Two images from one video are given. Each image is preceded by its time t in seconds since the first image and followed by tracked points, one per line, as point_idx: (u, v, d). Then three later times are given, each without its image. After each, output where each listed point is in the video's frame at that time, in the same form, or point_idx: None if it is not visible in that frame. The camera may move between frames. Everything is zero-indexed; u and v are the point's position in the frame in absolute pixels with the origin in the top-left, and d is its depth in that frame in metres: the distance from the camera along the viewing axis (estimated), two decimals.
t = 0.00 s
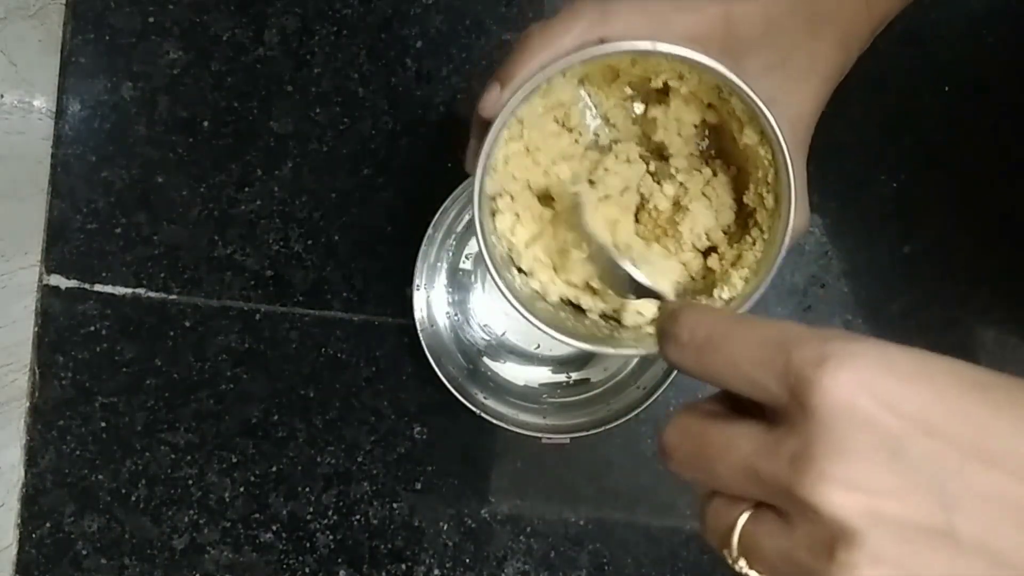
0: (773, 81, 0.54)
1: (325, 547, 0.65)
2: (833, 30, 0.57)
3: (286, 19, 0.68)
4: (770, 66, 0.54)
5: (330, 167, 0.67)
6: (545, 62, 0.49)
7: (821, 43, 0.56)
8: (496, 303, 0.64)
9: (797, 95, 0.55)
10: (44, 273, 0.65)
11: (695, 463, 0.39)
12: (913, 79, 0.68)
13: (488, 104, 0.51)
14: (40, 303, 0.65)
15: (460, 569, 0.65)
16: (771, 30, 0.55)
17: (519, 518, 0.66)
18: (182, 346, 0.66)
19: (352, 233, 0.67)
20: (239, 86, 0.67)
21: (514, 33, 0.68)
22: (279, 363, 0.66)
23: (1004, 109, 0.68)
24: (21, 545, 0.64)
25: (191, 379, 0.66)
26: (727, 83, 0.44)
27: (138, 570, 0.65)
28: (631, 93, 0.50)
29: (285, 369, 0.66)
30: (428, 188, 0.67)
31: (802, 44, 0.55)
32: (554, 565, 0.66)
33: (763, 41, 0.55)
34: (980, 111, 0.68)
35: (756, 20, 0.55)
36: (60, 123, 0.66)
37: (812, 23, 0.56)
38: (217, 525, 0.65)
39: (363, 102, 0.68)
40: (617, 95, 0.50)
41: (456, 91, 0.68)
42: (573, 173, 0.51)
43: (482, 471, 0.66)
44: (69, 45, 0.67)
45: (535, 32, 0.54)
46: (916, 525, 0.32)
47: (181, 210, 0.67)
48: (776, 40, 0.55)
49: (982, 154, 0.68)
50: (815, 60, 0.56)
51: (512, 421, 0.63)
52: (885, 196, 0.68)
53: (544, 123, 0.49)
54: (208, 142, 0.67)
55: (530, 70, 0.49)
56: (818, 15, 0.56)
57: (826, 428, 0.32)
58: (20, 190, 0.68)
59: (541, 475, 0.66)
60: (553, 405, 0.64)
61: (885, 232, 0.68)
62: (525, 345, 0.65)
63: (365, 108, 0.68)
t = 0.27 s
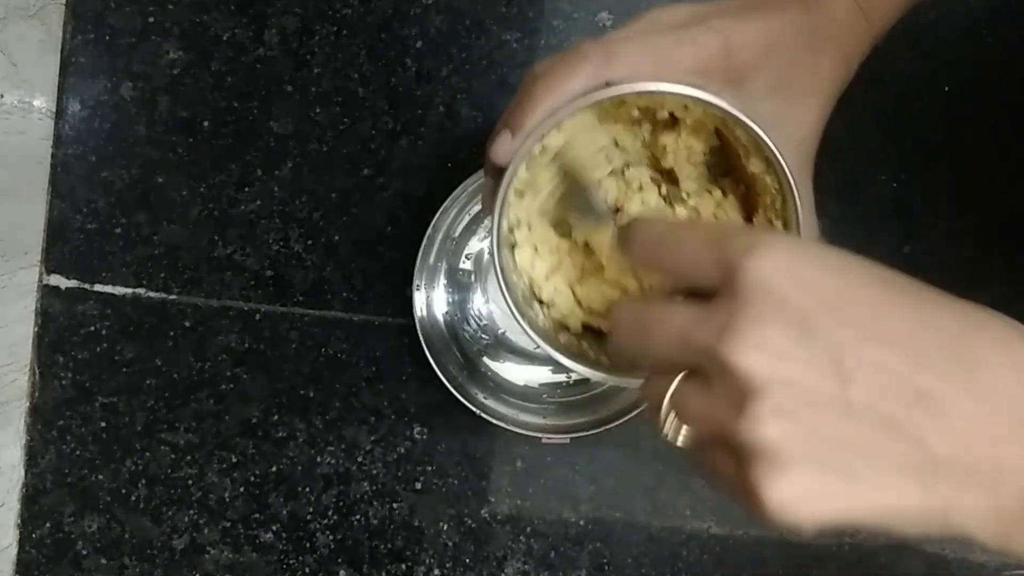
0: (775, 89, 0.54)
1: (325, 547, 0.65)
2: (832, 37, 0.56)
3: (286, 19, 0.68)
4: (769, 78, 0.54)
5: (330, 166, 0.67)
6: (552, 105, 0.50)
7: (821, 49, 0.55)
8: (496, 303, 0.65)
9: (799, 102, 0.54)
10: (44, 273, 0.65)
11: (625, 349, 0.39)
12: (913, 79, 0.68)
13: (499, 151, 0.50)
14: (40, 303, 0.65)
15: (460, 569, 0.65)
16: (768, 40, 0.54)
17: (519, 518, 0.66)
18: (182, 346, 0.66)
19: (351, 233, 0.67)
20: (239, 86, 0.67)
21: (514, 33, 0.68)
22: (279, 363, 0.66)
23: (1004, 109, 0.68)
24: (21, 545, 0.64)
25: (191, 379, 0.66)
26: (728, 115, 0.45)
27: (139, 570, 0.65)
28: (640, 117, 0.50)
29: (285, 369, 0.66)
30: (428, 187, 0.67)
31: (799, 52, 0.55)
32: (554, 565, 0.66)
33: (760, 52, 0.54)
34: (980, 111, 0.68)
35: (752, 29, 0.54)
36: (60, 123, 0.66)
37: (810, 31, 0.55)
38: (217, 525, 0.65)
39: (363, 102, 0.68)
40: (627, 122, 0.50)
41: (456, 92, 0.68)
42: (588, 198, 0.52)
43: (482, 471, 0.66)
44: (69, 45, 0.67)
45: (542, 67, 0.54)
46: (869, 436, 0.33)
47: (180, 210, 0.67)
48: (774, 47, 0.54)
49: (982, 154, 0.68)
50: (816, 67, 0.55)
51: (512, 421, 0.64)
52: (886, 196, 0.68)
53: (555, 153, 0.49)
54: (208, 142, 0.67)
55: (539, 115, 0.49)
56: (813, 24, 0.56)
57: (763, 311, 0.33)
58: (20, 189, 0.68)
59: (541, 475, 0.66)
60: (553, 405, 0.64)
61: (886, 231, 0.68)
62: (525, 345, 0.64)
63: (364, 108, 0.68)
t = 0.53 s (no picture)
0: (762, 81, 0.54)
1: (325, 547, 0.65)
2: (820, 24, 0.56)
3: (286, 19, 0.68)
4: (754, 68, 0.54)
5: (330, 166, 0.67)
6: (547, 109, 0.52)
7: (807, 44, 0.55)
8: (496, 303, 0.65)
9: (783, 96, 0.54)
10: (43, 274, 0.65)
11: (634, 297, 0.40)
12: (913, 79, 0.68)
13: (500, 153, 0.52)
14: (40, 303, 0.65)
15: (460, 569, 0.65)
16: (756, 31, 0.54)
17: (519, 519, 0.66)
18: (182, 346, 0.66)
19: (351, 233, 0.67)
20: (239, 86, 0.67)
21: (514, 33, 0.68)
22: (279, 363, 0.66)
23: (1003, 109, 0.68)
24: (21, 545, 0.64)
25: (191, 379, 0.66)
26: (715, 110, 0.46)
27: (139, 570, 0.65)
28: (623, 118, 0.49)
29: (285, 369, 0.66)
30: (428, 187, 0.67)
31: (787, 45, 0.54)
32: (554, 565, 0.66)
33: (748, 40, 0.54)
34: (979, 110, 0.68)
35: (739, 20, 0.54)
36: (60, 123, 0.66)
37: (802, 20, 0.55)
38: (217, 525, 0.65)
39: (363, 102, 0.68)
40: (608, 127, 0.49)
41: (456, 91, 0.68)
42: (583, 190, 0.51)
43: (482, 471, 0.66)
44: (69, 45, 0.67)
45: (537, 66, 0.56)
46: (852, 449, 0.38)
47: (180, 210, 0.67)
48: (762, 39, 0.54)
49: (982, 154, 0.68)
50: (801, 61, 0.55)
51: (512, 421, 0.63)
52: (886, 196, 0.68)
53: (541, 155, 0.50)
54: (207, 142, 0.67)
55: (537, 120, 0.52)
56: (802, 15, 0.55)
57: (796, 309, 0.37)
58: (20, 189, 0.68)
59: (541, 475, 0.66)
60: (553, 405, 0.64)
61: (886, 231, 0.68)
62: (525, 345, 0.65)
63: (364, 108, 0.68)
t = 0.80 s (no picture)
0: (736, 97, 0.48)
1: (325, 547, 0.65)
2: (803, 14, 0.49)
3: (286, 19, 0.68)
4: (727, 74, 0.47)
5: (330, 166, 0.67)
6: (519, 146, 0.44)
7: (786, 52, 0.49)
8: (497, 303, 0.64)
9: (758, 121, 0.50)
10: (43, 274, 0.65)
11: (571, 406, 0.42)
12: (912, 79, 0.68)
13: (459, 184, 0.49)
14: (40, 303, 0.65)
15: (460, 569, 0.65)
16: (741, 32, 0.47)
17: (519, 518, 0.66)
18: (182, 346, 0.66)
19: (352, 233, 0.67)
20: (239, 86, 0.67)
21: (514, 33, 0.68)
22: (279, 363, 0.66)
23: (1002, 110, 0.68)
24: (21, 545, 0.64)
25: (191, 379, 0.66)
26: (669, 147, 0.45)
27: (138, 570, 0.65)
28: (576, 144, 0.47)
29: (285, 369, 0.66)
30: (428, 187, 0.67)
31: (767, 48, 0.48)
32: (554, 565, 0.66)
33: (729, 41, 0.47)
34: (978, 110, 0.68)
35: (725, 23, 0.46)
36: (60, 123, 0.67)
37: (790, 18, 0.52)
38: (217, 525, 0.65)
39: (363, 102, 0.68)
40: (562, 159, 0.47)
41: (456, 91, 0.68)
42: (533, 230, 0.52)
43: (482, 471, 0.66)
44: (69, 45, 0.67)
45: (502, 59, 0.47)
46: (775, 524, 0.37)
47: (180, 210, 0.67)
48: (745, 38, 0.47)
49: (981, 153, 0.68)
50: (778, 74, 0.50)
51: (512, 421, 0.63)
52: (886, 196, 0.68)
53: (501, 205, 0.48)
54: (207, 142, 0.67)
55: (511, 157, 0.44)
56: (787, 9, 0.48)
57: (690, 395, 0.36)
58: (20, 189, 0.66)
59: (541, 475, 0.66)
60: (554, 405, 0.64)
61: (886, 231, 0.68)
62: (525, 346, 0.64)
63: (365, 108, 0.68)
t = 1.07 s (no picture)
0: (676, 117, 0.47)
1: (325, 547, 0.65)
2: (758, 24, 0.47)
3: (286, 19, 0.68)
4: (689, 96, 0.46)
5: (330, 166, 0.67)
6: (493, 213, 0.42)
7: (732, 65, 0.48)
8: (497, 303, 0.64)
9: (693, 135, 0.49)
10: (44, 273, 0.65)
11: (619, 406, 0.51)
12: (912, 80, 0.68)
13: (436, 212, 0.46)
14: (40, 303, 0.65)
15: (460, 569, 0.65)
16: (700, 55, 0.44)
17: (519, 518, 0.66)
18: (182, 346, 0.66)
19: (352, 232, 0.67)
20: (239, 86, 0.67)
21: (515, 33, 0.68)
22: (279, 363, 0.66)
23: (1002, 111, 0.68)
24: (21, 545, 0.64)
25: (191, 379, 0.66)
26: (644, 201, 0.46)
27: (138, 570, 0.65)
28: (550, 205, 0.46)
29: (285, 369, 0.66)
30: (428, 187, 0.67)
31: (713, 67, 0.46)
32: (554, 566, 0.66)
33: (691, 67, 0.44)
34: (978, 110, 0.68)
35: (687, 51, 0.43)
36: (60, 123, 0.66)
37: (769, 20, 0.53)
38: (217, 525, 0.65)
39: (363, 102, 0.68)
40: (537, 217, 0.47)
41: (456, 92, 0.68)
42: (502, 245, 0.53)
43: (482, 471, 0.66)
44: (69, 45, 0.67)
45: (461, 91, 0.42)
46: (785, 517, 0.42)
47: (180, 210, 0.67)
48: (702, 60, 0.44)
49: (981, 153, 0.68)
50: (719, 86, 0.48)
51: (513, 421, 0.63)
52: (886, 196, 0.68)
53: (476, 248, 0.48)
54: (207, 142, 0.67)
55: (488, 225, 0.42)
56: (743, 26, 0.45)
57: (672, 439, 0.42)
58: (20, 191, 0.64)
59: (541, 475, 0.66)
60: (553, 404, 0.64)
61: (886, 231, 0.68)
62: (524, 345, 0.65)
63: (365, 109, 0.68)
